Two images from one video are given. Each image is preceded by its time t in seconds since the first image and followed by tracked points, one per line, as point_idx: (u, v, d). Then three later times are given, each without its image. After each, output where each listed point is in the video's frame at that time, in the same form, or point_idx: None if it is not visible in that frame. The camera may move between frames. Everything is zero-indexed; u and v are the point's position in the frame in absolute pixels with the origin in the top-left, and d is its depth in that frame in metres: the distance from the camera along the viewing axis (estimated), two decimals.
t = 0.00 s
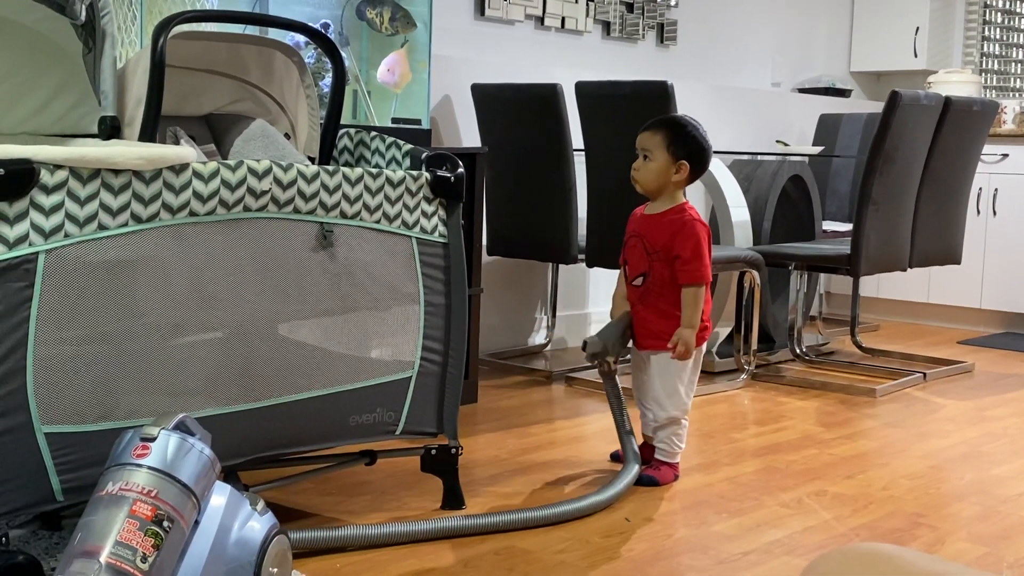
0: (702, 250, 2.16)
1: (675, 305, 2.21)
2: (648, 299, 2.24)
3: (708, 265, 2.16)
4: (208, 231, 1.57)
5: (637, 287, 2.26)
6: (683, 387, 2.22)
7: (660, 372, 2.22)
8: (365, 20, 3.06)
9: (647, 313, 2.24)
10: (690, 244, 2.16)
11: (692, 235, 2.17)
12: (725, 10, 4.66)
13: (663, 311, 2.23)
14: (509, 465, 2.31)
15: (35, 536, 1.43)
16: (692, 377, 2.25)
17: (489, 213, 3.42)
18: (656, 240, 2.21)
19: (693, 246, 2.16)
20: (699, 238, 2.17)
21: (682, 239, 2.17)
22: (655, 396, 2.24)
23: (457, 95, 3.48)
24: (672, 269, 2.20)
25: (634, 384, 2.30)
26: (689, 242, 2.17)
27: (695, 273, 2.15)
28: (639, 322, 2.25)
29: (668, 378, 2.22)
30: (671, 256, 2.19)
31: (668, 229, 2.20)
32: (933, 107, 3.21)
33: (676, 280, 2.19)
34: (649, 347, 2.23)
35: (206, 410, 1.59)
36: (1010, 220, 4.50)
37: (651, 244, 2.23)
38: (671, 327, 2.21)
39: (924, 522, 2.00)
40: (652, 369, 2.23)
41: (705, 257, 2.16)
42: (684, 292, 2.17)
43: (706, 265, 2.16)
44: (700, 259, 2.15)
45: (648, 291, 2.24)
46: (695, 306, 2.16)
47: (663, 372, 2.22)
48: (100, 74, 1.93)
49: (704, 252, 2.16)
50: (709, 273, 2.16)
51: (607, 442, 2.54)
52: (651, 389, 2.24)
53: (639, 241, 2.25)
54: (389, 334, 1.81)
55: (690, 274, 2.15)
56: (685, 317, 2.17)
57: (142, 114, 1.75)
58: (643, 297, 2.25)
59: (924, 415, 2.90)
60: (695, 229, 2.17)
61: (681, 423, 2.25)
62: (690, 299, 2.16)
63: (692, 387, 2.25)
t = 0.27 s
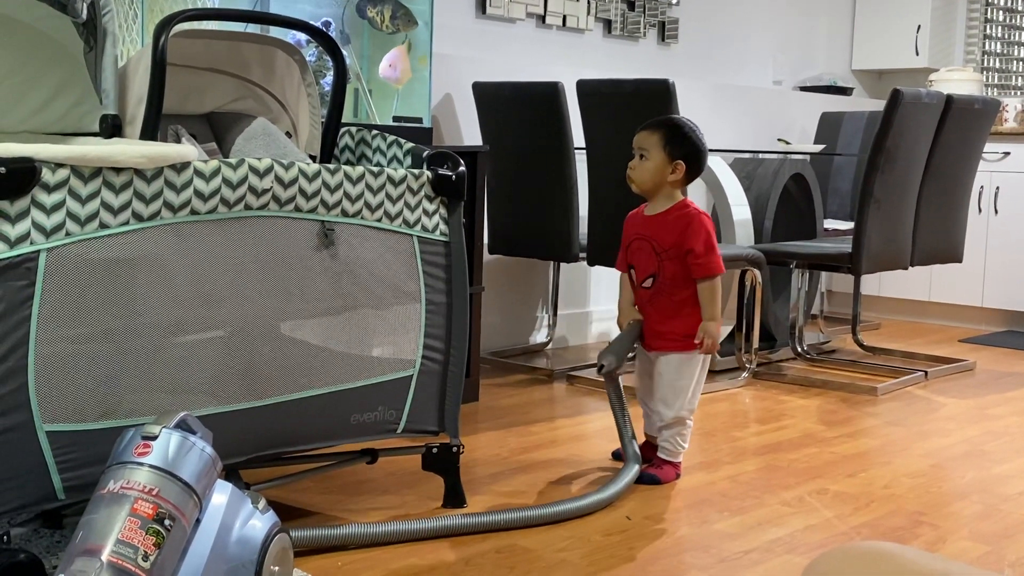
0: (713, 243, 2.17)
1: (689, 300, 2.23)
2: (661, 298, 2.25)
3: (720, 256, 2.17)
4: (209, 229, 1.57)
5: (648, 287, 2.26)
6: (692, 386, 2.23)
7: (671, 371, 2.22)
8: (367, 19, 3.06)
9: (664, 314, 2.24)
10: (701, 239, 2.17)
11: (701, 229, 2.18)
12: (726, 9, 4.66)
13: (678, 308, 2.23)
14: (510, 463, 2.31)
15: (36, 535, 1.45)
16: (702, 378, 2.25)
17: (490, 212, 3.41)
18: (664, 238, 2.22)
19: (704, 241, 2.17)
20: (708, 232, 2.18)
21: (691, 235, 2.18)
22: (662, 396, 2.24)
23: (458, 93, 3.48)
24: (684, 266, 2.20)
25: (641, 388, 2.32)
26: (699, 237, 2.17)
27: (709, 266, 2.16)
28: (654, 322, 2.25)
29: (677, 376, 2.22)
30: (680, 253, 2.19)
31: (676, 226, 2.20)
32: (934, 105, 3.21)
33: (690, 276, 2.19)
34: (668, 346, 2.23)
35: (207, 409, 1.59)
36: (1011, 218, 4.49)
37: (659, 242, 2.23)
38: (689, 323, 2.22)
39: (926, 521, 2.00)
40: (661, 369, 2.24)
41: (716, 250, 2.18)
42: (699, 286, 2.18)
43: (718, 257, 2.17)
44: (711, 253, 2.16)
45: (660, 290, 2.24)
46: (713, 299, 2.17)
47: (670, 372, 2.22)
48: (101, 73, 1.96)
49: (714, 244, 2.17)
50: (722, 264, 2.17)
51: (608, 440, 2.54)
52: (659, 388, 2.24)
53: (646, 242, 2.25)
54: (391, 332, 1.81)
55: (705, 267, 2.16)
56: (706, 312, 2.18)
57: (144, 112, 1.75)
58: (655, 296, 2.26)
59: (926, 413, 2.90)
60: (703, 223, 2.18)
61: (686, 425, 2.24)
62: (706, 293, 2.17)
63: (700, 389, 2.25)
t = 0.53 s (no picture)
0: (718, 236, 2.19)
1: (700, 296, 2.23)
2: (670, 297, 2.24)
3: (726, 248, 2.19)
4: (209, 227, 1.57)
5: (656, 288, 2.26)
6: (698, 383, 2.23)
7: (679, 368, 2.22)
8: (366, 17, 3.06)
9: (676, 313, 2.24)
10: (708, 233, 2.18)
11: (706, 224, 2.19)
12: (727, 6, 4.65)
13: (688, 306, 2.24)
14: (511, 461, 2.31)
15: (37, 532, 1.49)
16: (708, 376, 2.25)
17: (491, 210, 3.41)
18: (669, 236, 2.22)
19: (710, 234, 2.18)
20: (713, 225, 2.19)
21: (696, 231, 2.18)
22: (668, 393, 2.24)
23: (458, 90, 3.48)
24: (692, 263, 2.21)
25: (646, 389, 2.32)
26: (705, 231, 2.18)
27: (718, 259, 2.17)
28: (665, 322, 2.25)
29: (685, 373, 2.22)
30: (687, 249, 2.20)
31: (680, 224, 2.20)
32: (935, 103, 3.20)
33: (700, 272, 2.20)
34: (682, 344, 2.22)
35: (208, 407, 1.59)
36: (1012, 216, 4.49)
37: (664, 241, 2.23)
38: (701, 319, 2.23)
39: (927, 519, 1.99)
40: (668, 367, 2.24)
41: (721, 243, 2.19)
42: (709, 279, 2.19)
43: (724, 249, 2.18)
44: (718, 246, 2.17)
45: (669, 289, 2.24)
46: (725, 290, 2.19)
47: (677, 369, 2.22)
48: (101, 71, 1.99)
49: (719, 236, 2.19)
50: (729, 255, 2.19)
51: (609, 439, 2.54)
52: (665, 385, 2.24)
53: (651, 243, 2.25)
54: (391, 330, 1.81)
55: (714, 261, 2.17)
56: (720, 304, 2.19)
57: (144, 110, 1.75)
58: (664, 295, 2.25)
59: (927, 411, 2.90)
60: (706, 217, 2.19)
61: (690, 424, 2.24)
62: (717, 285, 2.19)
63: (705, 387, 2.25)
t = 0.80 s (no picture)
0: (716, 233, 2.18)
1: (696, 293, 2.23)
2: (668, 293, 2.24)
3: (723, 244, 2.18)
4: (209, 226, 1.57)
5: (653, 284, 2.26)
6: (698, 380, 2.22)
7: (679, 365, 2.22)
8: (365, 15, 3.06)
9: (672, 310, 2.24)
10: (703, 229, 2.17)
11: (702, 221, 2.18)
12: (727, 4, 4.65)
13: (685, 302, 2.23)
14: (511, 460, 2.31)
15: (37, 531, 1.47)
16: (709, 374, 2.25)
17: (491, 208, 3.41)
18: (665, 234, 2.22)
19: (706, 230, 2.17)
20: (709, 222, 2.19)
21: (693, 227, 2.18)
22: (668, 390, 2.24)
23: (458, 88, 3.47)
24: (688, 259, 2.21)
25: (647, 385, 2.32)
26: (701, 227, 2.18)
27: (713, 256, 2.16)
28: (661, 318, 2.25)
29: (685, 371, 2.22)
30: (684, 246, 2.20)
31: (676, 220, 2.20)
32: (935, 101, 3.20)
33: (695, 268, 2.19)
34: (678, 341, 2.22)
35: (208, 406, 1.59)
36: (1012, 214, 4.49)
37: (660, 238, 2.23)
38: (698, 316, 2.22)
39: (927, 517, 1.99)
40: (669, 365, 2.24)
41: (718, 240, 2.18)
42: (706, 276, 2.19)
43: (721, 245, 2.17)
44: (715, 243, 2.17)
45: (667, 285, 2.24)
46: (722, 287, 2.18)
47: (677, 366, 2.22)
48: (102, 71, 1.94)
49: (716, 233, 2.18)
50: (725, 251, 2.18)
51: (609, 437, 2.54)
52: (666, 382, 2.25)
53: (647, 239, 2.25)
54: (391, 329, 1.81)
55: (711, 257, 2.17)
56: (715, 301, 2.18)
57: (144, 109, 1.75)
58: (661, 292, 2.25)
59: (927, 409, 2.90)
60: (702, 213, 2.18)
61: (690, 422, 2.23)
62: (713, 282, 2.18)
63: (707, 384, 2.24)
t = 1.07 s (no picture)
0: (696, 234, 2.15)
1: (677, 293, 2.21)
2: (652, 292, 2.24)
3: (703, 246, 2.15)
4: (209, 225, 1.57)
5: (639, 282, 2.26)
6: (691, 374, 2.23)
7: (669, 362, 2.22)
8: (366, 15, 3.06)
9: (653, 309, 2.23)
10: (683, 230, 2.15)
11: (683, 222, 2.15)
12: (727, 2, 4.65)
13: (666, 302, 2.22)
14: (512, 459, 2.31)
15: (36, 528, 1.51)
16: (699, 368, 2.26)
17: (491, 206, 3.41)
18: (648, 233, 2.20)
19: (685, 231, 2.15)
20: (691, 222, 2.16)
21: (674, 228, 2.16)
22: (661, 386, 2.24)
23: (458, 87, 3.48)
24: (669, 259, 2.19)
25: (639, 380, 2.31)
26: (681, 228, 2.15)
27: (692, 257, 2.14)
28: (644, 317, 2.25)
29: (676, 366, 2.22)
30: (665, 246, 2.18)
31: (657, 219, 2.18)
32: (936, 100, 3.20)
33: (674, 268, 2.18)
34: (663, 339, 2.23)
35: (208, 405, 1.59)
36: (1012, 212, 4.49)
37: (643, 237, 2.22)
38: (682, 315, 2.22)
39: (928, 516, 1.99)
40: (658, 362, 2.24)
41: (699, 241, 2.15)
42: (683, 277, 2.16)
43: (700, 247, 2.15)
44: (695, 244, 2.14)
45: (651, 284, 2.24)
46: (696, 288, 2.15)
47: (669, 362, 2.22)
48: (102, 70, 1.99)
49: (697, 234, 2.15)
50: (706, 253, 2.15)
51: (609, 436, 2.54)
52: (657, 378, 2.24)
53: (632, 237, 2.24)
54: (391, 328, 1.81)
55: (689, 259, 2.14)
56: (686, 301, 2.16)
57: (144, 108, 1.75)
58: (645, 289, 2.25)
59: (927, 408, 2.90)
60: (683, 214, 2.16)
61: (687, 416, 2.24)
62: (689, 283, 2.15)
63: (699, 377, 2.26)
